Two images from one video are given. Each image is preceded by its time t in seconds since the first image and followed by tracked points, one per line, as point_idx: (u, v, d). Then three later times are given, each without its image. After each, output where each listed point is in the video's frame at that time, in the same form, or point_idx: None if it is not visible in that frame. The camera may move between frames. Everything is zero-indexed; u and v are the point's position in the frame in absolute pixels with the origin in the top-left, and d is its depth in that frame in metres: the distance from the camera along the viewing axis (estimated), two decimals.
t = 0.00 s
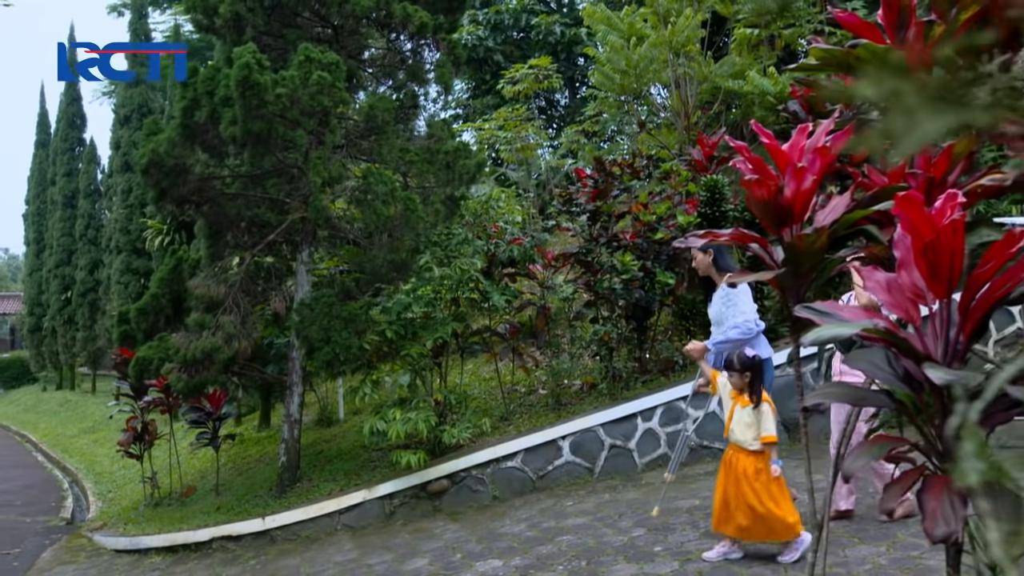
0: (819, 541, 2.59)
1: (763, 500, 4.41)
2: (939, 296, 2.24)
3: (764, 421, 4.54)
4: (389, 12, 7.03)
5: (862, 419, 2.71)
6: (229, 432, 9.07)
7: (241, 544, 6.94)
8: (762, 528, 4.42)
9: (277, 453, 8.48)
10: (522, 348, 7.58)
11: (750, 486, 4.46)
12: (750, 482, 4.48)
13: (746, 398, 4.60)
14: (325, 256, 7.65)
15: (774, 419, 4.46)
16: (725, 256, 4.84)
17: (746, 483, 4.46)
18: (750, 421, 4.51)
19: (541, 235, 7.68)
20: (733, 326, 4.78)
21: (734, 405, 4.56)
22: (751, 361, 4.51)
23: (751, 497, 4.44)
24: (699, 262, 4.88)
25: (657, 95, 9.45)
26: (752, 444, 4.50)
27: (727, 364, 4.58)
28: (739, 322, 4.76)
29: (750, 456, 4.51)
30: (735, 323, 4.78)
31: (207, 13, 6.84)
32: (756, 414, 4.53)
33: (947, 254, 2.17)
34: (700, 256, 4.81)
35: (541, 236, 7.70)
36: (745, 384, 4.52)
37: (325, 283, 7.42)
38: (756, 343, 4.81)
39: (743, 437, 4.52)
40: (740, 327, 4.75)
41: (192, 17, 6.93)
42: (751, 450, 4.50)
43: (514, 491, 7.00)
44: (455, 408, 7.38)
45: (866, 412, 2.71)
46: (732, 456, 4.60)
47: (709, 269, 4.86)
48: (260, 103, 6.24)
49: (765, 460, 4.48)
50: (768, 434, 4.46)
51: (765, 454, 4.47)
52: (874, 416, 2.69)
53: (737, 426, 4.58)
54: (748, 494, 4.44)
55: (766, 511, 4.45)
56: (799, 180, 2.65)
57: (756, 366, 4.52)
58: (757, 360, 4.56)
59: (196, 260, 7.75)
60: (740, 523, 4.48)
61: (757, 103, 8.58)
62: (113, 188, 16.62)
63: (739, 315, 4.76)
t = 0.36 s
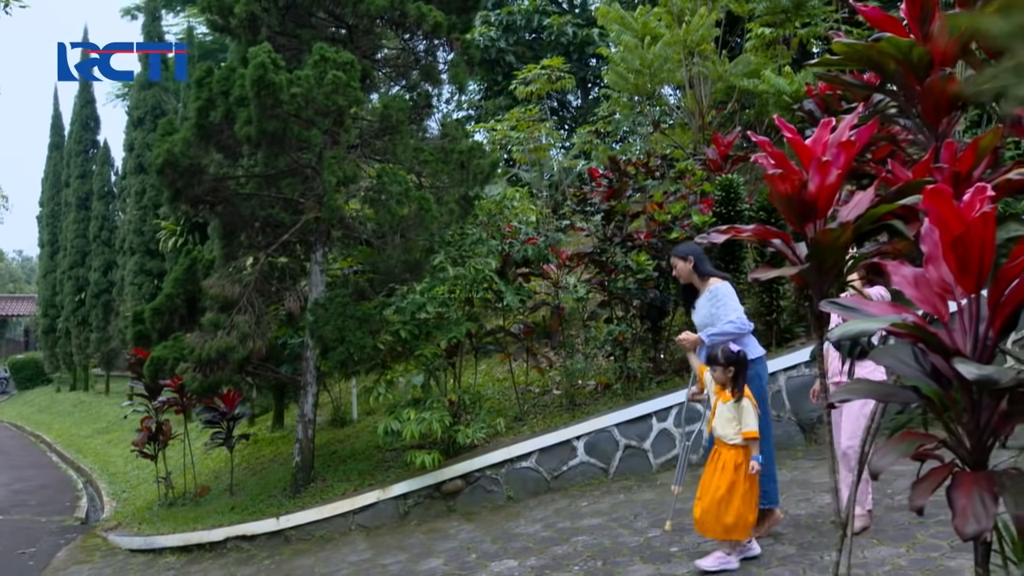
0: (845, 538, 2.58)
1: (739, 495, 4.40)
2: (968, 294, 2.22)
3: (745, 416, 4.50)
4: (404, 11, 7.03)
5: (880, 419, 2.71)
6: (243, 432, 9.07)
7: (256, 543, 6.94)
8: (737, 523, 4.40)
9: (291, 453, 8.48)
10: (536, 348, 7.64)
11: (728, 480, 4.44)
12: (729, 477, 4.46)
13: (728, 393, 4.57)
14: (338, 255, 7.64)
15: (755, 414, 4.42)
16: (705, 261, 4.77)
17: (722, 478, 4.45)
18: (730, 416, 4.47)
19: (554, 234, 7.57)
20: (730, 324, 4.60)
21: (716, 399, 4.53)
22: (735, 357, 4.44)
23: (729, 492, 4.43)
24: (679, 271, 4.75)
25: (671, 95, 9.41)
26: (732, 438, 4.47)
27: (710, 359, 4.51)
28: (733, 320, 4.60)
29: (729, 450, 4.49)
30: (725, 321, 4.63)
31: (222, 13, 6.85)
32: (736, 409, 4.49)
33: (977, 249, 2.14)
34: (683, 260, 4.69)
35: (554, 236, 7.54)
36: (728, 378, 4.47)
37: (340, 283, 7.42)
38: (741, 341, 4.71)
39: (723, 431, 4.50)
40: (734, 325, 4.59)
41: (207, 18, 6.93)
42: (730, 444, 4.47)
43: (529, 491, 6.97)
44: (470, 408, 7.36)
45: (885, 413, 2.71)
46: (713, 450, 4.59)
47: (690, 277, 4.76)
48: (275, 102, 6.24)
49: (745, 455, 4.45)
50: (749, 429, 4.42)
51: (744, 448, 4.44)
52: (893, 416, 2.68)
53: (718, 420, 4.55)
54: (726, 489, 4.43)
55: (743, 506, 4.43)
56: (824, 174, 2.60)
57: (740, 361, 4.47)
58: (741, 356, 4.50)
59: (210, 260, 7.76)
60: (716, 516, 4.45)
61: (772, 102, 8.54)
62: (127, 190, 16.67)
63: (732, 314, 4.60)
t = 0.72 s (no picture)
0: (866, 540, 2.54)
1: (712, 506, 4.47)
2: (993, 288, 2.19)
3: (721, 424, 4.57)
4: (414, 12, 7.03)
5: (898, 420, 2.67)
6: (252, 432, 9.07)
7: (266, 544, 6.93)
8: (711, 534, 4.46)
9: (300, 454, 8.48)
10: (546, 349, 7.55)
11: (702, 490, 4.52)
12: (705, 485, 4.55)
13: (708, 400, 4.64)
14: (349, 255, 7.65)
15: (728, 424, 4.45)
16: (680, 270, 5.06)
17: (697, 488, 4.54)
18: (704, 424, 4.56)
19: (567, 234, 7.66)
20: (705, 321, 4.81)
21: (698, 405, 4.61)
22: (716, 362, 4.59)
23: (703, 502, 4.52)
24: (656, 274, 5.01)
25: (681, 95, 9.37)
26: (706, 446, 4.56)
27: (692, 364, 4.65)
28: (706, 317, 4.83)
29: (704, 459, 4.57)
30: (698, 318, 4.87)
31: (232, 13, 6.86)
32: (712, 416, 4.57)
33: (1001, 243, 2.11)
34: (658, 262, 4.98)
35: (565, 236, 7.58)
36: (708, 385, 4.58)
37: (349, 284, 7.40)
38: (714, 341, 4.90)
39: (699, 439, 4.59)
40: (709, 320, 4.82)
41: (218, 18, 6.94)
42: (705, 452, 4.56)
43: (539, 492, 6.95)
44: (480, 409, 7.33)
45: (903, 414, 2.67)
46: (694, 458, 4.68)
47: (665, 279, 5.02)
48: (286, 102, 6.23)
49: (719, 463, 4.52)
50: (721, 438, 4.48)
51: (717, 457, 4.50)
52: (910, 418, 2.64)
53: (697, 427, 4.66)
54: (701, 499, 4.52)
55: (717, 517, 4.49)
56: (844, 170, 2.59)
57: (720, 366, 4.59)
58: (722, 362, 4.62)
59: (220, 260, 7.77)
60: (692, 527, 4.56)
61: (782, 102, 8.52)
62: (135, 192, 16.70)
63: (705, 311, 4.83)
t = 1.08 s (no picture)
0: (886, 539, 2.53)
1: (709, 509, 4.29)
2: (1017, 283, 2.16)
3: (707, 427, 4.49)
4: (422, 12, 7.02)
5: (918, 417, 2.65)
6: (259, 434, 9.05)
7: (274, 546, 6.91)
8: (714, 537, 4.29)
9: (308, 455, 8.46)
10: (554, 351, 7.63)
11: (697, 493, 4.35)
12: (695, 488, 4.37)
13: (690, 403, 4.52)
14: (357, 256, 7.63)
15: (717, 423, 4.36)
16: (659, 275, 4.86)
17: (693, 491, 4.36)
18: (695, 425, 4.42)
19: (575, 235, 7.61)
20: (653, 348, 4.72)
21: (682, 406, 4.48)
22: (693, 364, 4.42)
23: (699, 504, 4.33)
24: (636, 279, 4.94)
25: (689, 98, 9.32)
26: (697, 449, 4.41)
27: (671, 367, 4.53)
28: (658, 341, 4.70)
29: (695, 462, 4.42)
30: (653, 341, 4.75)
31: (241, 14, 6.87)
32: (700, 418, 4.44)
33: None
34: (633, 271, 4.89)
35: (574, 237, 7.57)
36: (689, 387, 4.46)
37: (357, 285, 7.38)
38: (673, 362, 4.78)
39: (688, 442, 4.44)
40: (661, 346, 4.69)
41: (227, 19, 6.94)
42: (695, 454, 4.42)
43: (547, 494, 6.92)
44: (488, 410, 7.30)
45: (923, 411, 2.65)
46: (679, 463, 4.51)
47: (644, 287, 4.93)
48: (295, 102, 6.23)
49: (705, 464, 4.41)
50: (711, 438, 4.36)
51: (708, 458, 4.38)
52: (930, 414, 2.62)
53: (683, 432, 4.50)
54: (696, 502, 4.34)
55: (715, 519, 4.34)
56: (863, 165, 2.56)
57: (699, 369, 4.44)
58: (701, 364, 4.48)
59: (227, 262, 7.76)
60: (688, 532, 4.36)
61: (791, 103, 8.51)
62: (141, 195, 16.72)
63: (655, 336, 4.71)
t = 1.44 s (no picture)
0: (911, 535, 2.51)
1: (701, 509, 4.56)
2: None
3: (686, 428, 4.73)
4: (434, 9, 7.00)
5: (943, 410, 2.64)
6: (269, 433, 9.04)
7: (285, 544, 6.90)
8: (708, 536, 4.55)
9: (318, 454, 8.45)
10: (566, 349, 7.57)
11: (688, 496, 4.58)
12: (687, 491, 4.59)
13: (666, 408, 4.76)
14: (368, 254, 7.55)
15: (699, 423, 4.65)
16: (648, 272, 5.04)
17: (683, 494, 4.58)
18: (678, 429, 4.64)
19: (586, 233, 7.63)
20: (641, 344, 4.97)
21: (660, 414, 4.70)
22: (667, 369, 4.71)
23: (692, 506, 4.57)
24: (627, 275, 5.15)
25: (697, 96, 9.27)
26: (682, 452, 4.65)
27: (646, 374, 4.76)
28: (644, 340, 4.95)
29: (681, 465, 4.64)
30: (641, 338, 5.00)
31: (253, 12, 6.87)
32: (679, 421, 4.70)
33: None
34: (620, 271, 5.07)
35: (586, 234, 7.59)
36: (666, 392, 4.71)
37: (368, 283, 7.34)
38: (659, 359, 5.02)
39: (673, 446, 4.65)
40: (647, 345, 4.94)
41: (238, 17, 6.94)
42: (682, 457, 4.64)
43: (560, 493, 6.90)
44: (500, 409, 7.28)
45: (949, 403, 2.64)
46: (662, 467, 4.70)
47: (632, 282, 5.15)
48: (307, 100, 6.21)
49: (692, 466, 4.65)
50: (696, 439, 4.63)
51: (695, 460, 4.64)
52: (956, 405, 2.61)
53: (664, 437, 4.71)
54: (688, 505, 4.56)
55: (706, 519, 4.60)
56: (888, 155, 2.55)
57: (673, 373, 4.73)
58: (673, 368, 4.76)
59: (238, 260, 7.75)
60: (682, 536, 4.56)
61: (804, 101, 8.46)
62: (151, 195, 16.73)
63: (643, 333, 4.96)
